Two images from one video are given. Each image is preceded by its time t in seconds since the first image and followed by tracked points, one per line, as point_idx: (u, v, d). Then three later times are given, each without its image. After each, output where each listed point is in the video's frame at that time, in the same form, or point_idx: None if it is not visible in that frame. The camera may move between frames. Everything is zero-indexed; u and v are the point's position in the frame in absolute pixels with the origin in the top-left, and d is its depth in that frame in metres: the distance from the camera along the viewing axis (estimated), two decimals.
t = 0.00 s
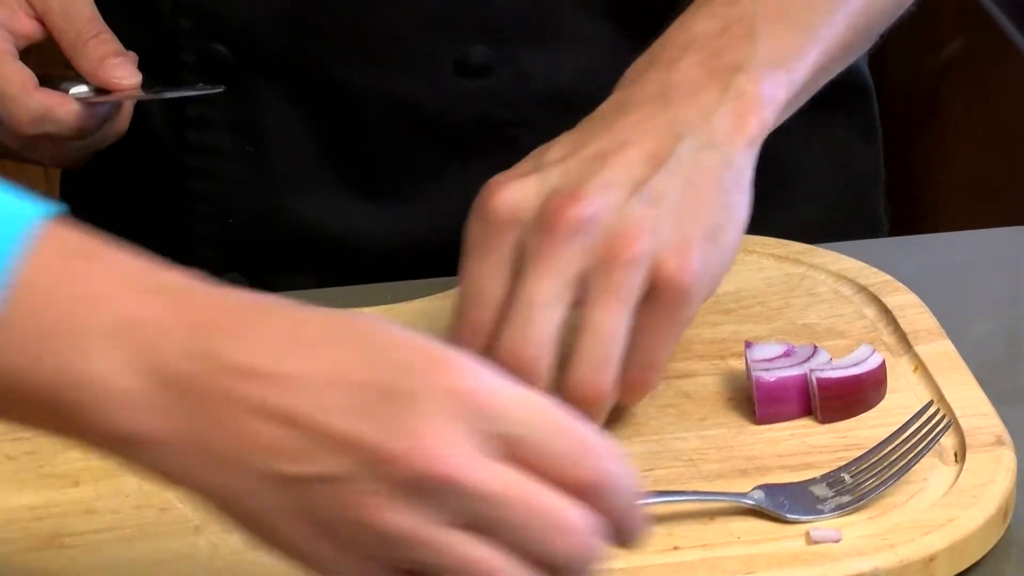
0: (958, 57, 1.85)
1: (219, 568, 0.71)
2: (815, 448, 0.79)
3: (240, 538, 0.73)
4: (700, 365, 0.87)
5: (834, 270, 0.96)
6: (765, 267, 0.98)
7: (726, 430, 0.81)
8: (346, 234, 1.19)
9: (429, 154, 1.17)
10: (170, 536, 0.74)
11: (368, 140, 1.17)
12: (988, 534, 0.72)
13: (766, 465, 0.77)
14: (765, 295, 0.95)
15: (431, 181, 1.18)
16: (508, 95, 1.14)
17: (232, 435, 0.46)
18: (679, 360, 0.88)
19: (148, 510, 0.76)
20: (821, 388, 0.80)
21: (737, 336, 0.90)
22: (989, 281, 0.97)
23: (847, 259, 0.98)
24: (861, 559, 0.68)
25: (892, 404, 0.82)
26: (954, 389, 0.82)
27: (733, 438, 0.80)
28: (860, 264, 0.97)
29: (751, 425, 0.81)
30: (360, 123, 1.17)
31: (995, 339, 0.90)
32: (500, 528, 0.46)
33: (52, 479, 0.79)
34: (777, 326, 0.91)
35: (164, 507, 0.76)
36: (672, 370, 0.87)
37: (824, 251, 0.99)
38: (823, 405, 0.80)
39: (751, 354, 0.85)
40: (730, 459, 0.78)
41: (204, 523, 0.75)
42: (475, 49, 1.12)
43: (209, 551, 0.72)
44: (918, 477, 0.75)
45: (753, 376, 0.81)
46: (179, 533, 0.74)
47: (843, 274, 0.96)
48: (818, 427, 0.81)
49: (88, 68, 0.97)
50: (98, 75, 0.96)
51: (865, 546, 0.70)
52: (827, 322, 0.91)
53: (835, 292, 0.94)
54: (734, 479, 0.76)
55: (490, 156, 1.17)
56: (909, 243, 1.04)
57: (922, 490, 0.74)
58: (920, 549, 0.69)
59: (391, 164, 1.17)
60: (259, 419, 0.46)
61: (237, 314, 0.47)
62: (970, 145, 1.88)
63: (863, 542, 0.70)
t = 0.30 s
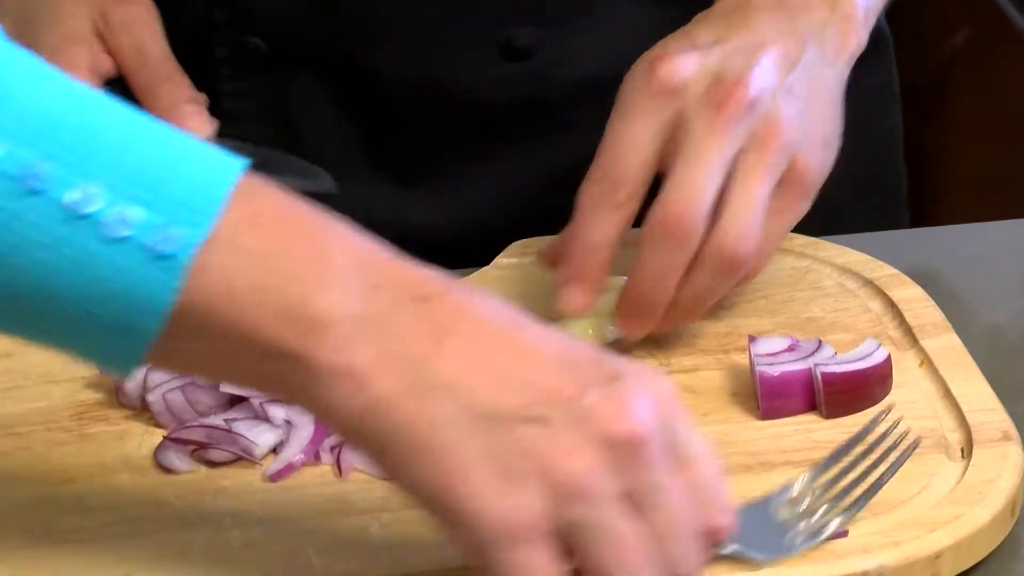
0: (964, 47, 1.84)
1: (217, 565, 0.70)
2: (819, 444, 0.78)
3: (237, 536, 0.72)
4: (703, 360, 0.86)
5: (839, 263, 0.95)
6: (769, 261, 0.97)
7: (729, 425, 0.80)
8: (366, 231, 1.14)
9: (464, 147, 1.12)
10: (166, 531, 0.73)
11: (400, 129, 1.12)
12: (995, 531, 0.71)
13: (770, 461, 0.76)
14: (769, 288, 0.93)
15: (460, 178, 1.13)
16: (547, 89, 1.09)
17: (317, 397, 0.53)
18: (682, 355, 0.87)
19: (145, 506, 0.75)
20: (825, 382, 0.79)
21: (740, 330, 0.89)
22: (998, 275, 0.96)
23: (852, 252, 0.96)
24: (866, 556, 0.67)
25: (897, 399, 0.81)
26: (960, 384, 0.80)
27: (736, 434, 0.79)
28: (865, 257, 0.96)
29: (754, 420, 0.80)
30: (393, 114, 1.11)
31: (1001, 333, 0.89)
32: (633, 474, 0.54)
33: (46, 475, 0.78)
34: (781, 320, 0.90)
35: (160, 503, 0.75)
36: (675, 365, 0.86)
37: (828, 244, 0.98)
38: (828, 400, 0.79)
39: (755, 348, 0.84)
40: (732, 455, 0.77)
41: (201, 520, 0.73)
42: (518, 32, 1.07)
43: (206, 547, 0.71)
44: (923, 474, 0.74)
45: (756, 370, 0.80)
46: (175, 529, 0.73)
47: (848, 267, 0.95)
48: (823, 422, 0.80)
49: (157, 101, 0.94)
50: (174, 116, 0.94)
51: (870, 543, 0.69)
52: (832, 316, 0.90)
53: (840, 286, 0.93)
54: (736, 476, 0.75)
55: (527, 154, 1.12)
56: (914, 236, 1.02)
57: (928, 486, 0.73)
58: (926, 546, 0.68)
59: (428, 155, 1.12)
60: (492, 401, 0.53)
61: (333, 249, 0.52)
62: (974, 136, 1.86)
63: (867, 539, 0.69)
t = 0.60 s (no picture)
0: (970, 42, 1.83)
1: (211, 565, 0.69)
2: (823, 441, 0.76)
3: (232, 535, 0.71)
4: (705, 356, 0.85)
5: (843, 258, 0.94)
6: (773, 255, 0.96)
7: (731, 423, 0.79)
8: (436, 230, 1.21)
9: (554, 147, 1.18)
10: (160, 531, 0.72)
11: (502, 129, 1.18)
12: (1002, 529, 0.70)
13: (773, 459, 0.75)
14: (773, 283, 0.92)
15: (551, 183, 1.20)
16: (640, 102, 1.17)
17: None
18: (684, 351, 0.86)
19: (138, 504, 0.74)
20: (830, 379, 0.78)
21: (743, 326, 0.88)
22: (1005, 271, 0.95)
23: (856, 247, 0.95)
24: (870, 555, 0.66)
25: (902, 396, 0.80)
26: (965, 380, 0.79)
27: (738, 431, 0.78)
28: (869, 251, 0.95)
29: (757, 417, 0.79)
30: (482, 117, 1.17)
31: (1007, 329, 0.88)
32: None
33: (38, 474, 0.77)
34: (785, 316, 0.89)
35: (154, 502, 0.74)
36: (677, 361, 0.85)
37: (832, 238, 0.97)
38: (831, 398, 0.78)
39: (758, 344, 0.83)
40: (734, 453, 0.76)
41: (195, 519, 0.72)
42: (610, 40, 1.15)
43: (201, 546, 0.70)
44: (929, 472, 0.73)
45: (760, 367, 0.79)
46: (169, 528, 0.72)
47: (853, 262, 0.93)
48: (826, 419, 0.78)
49: (385, 84, 0.89)
50: (400, 107, 0.89)
51: (875, 542, 0.67)
52: (835, 311, 0.89)
53: (844, 281, 0.92)
54: (739, 474, 0.74)
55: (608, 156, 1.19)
56: (921, 229, 1.01)
57: (932, 485, 0.72)
58: (931, 544, 0.67)
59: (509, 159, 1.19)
60: None
61: None
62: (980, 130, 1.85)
63: (872, 537, 0.68)
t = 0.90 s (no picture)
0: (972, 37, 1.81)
1: (207, 566, 0.68)
2: (827, 440, 0.75)
3: (228, 535, 0.70)
4: (707, 354, 0.84)
5: (847, 254, 0.93)
6: (776, 251, 0.94)
7: (734, 421, 0.78)
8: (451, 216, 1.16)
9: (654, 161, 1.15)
10: (155, 532, 0.71)
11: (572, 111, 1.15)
12: (1008, 529, 0.69)
13: (776, 458, 0.74)
14: (776, 280, 0.91)
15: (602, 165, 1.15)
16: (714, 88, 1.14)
17: None
18: (686, 348, 0.85)
19: (134, 504, 0.73)
20: (834, 376, 0.77)
21: (747, 324, 0.87)
22: (1012, 266, 0.93)
23: (860, 242, 0.94)
24: (875, 556, 0.65)
25: (907, 394, 0.79)
26: (971, 378, 0.78)
27: (741, 430, 0.77)
28: (874, 247, 0.94)
29: (760, 416, 0.78)
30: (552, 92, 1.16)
31: (1014, 327, 0.87)
32: None
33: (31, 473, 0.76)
34: (788, 313, 0.87)
35: (149, 501, 0.73)
36: (679, 359, 0.84)
37: (836, 234, 0.96)
38: (836, 396, 0.77)
39: (761, 342, 0.82)
40: (737, 452, 0.75)
41: (191, 518, 0.71)
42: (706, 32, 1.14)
43: (196, 546, 0.69)
44: (934, 471, 0.72)
45: (763, 365, 0.78)
46: (164, 528, 0.71)
47: (856, 258, 0.92)
48: (830, 418, 0.77)
49: (502, 140, 0.94)
50: (496, 167, 0.93)
51: (880, 542, 0.67)
52: (839, 308, 0.88)
53: (848, 277, 0.91)
54: (742, 473, 0.73)
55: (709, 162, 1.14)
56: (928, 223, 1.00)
57: (937, 484, 0.71)
58: (937, 545, 0.66)
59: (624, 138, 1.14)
60: None
61: None
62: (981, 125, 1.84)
63: (876, 538, 0.67)
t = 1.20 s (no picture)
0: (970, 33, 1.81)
1: (205, 567, 0.67)
2: (829, 440, 0.75)
3: (226, 536, 0.69)
4: (708, 354, 0.83)
5: (849, 252, 0.92)
6: (778, 249, 0.94)
7: (736, 420, 0.77)
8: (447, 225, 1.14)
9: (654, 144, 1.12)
10: (152, 533, 0.70)
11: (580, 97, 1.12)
12: (1013, 530, 0.68)
13: (778, 458, 0.74)
14: (778, 278, 0.91)
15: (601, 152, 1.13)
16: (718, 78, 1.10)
17: None
18: (687, 348, 0.84)
19: (131, 504, 0.72)
20: (836, 376, 0.76)
21: (748, 323, 0.86)
22: (1015, 265, 0.93)
23: (862, 241, 0.93)
24: (878, 556, 0.65)
25: (910, 393, 0.78)
26: (975, 378, 0.78)
27: (743, 429, 0.76)
28: (876, 245, 0.93)
29: (762, 415, 0.77)
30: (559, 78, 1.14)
31: (1019, 326, 0.86)
32: None
33: (27, 473, 0.75)
34: (790, 312, 0.87)
35: (146, 502, 0.72)
36: (681, 358, 0.83)
37: (838, 232, 0.95)
38: (838, 395, 0.77)
39: (763, 341, 0.81)
40: (739, 452, 0.74)
41: (188, 519, 0.71)
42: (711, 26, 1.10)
43: (194, 547, 0.69)
44: (937, 471, 0.71)
45: (765, 365, 0.77)
46: (161, 529, 0.70)
47: (858, 257, 0.92)
48: (833, 417, 0.77)
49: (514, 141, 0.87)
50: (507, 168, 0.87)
51: (883, 543, 0.66)
52: (842, 307, 0.87)
53: (851, 276, 0.90)
54: (744, 473, 0.72)
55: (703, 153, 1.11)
56: (930, 223, 0.99)
57: (940, 485, 0.70)
58: (940, 545, 0.65)
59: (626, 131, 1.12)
60: None
61: None
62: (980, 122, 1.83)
63: (879, 539, 0.66)
